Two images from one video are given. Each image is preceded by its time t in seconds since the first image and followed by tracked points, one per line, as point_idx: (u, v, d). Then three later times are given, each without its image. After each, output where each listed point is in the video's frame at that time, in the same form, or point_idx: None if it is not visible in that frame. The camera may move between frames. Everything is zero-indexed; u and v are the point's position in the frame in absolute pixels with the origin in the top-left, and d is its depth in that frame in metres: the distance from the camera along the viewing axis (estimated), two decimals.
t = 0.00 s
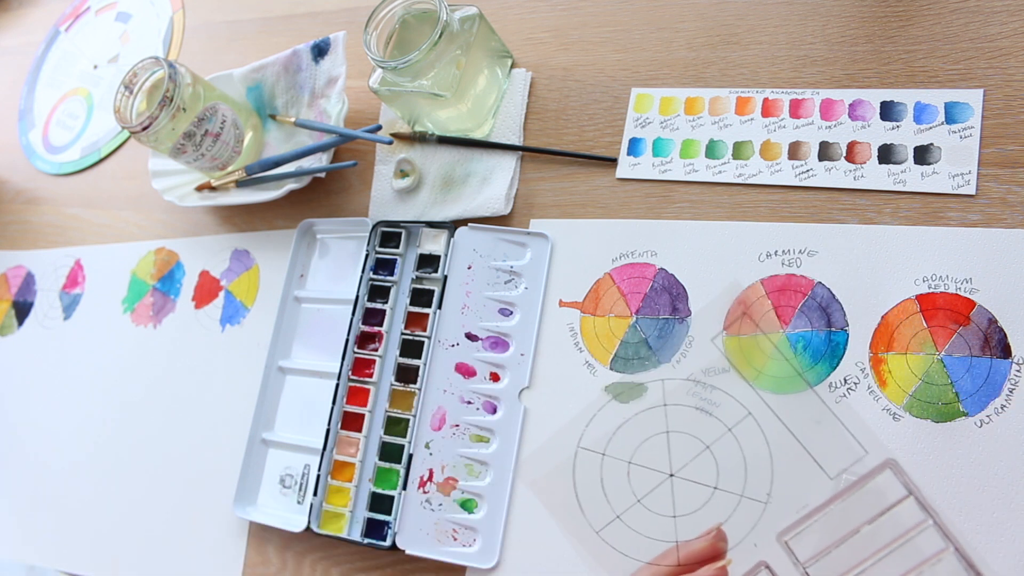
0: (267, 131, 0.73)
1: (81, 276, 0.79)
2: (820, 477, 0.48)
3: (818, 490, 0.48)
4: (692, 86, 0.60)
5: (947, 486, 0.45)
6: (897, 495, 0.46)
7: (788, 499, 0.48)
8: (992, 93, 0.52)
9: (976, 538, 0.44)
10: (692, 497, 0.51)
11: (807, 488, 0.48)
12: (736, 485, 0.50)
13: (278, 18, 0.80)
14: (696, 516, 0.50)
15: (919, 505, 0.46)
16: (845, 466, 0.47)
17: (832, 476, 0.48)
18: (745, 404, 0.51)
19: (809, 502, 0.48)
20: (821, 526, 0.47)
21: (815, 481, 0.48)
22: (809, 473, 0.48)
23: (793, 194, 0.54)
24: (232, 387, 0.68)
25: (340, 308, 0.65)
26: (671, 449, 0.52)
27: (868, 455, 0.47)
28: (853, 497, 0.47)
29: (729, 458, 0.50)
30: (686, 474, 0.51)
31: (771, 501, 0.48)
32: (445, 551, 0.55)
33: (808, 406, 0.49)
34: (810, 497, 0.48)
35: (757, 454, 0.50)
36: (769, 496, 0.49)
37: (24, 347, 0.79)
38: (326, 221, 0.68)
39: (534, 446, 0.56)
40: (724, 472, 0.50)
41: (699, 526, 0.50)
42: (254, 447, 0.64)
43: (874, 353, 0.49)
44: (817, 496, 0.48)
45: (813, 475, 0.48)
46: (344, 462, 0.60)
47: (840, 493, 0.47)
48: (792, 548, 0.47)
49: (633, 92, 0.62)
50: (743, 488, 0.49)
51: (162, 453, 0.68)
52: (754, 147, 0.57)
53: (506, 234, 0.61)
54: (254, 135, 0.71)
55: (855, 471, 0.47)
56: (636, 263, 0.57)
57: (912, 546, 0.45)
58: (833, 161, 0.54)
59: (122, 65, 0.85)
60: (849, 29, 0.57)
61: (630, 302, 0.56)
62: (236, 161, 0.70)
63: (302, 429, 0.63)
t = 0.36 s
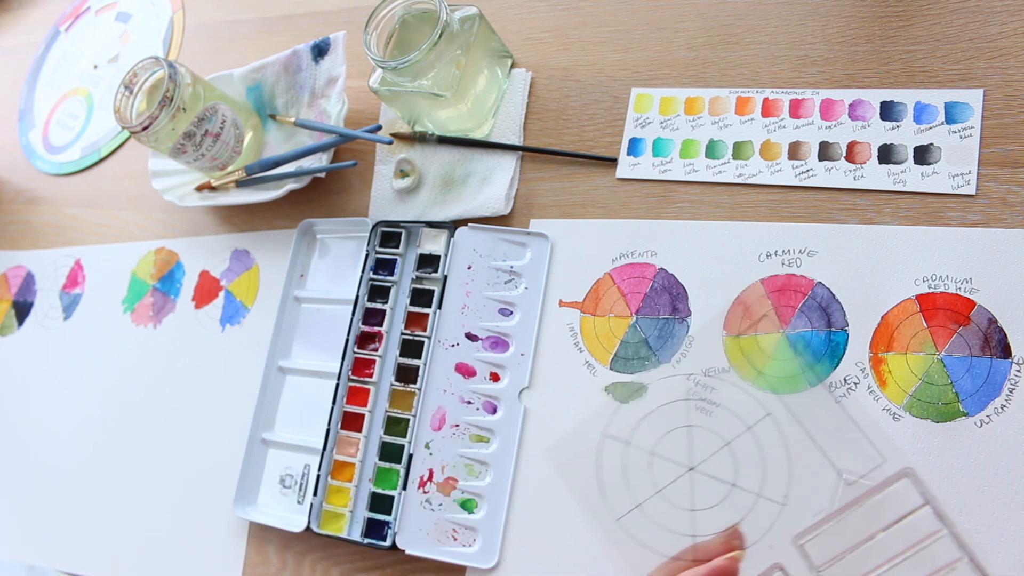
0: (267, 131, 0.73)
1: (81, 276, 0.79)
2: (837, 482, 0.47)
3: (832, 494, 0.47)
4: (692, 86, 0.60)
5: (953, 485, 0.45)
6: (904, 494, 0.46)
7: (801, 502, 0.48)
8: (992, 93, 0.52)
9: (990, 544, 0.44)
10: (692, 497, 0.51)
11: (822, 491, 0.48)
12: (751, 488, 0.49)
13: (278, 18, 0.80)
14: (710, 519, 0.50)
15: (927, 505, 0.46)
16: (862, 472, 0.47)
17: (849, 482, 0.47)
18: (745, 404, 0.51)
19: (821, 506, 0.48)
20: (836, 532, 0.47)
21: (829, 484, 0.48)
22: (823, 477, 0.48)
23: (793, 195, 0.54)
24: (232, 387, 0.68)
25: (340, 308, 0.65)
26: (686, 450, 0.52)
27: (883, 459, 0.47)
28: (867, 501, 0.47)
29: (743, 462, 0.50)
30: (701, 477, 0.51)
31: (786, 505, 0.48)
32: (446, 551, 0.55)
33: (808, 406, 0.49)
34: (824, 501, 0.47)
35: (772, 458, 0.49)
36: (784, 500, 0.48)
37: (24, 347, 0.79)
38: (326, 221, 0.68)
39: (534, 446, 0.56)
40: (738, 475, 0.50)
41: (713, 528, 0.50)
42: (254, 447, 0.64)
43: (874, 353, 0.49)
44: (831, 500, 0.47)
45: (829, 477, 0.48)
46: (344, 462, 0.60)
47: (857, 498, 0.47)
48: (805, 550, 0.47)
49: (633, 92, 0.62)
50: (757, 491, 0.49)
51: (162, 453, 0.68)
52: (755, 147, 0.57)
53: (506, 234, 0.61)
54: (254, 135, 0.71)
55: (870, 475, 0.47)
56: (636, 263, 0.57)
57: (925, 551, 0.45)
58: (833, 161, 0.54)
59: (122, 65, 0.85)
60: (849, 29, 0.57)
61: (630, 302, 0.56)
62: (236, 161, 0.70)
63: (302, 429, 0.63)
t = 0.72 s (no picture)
0: (267, 131, 0.73)
1: (81, 276, 0.79)
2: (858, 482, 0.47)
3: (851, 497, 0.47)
4: (692, 86, 0.60)
5: (962, 491, 0.45)
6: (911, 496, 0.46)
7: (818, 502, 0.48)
8: (992, 93, 0.52)
9: (1008, 557, 0.44)
10: (694, 497, 0.50)
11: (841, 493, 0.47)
12: (767, 488, 0.49)
13: (278, 18, 0.80)
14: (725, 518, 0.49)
15: (932, 508, 0.45)
16: (885, 475, 0.47)
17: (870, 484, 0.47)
18: (745, 404, 0.51)
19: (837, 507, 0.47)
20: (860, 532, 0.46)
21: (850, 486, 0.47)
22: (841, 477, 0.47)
23: (793, 194, 0.54)
24: (232, 387, 0.68)
25: (340, 308, 0.65)
26: (704, 449, 0.51)
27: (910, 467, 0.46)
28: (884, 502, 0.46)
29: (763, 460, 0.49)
30: (719, 475, 0.50)
31: (802, 507, 0.48)
32: (446, 551, 0.55)
33: (808, 407, 0.49)
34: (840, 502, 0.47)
35: (793, 458, 0.49)
36: (802, 501, 0.48)
37: (24, 348, 0.79)
38: (326, 221, 0.68)
39: (535, 446, 0.56)
40: (757, 475, 0.49)
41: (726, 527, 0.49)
42: (254, 446, 0.64)
43: (874, 353, 0.49)
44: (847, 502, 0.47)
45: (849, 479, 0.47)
46: (344, 462, 0.60)
47: (877, 502, 0.46)
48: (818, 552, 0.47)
49: (633, 92, 0.62)
50: (774, 491, 0.49)
51: (163, 453, 0.68)
52: (755, 147, 0.57)
53: (506, 234, 0.61)
54: (254, 135, 0.71)
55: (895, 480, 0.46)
56: (636, 263, 0.57)
57: (940, 561, 0.45)
58: (833, 161, 0.54)
59: (122, 65, 0.85)
60: (849, 29, 0.57)
61: (630, 301, 0.56)
62: (236, 161, 0.70)
63: (302, 429, 0.63)
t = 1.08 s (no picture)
0: (267, 131, 0.73)
1: (81, 276, 0.79)
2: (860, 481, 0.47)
3: (852, 497, 0.47)
4: (692, 86, 0.60)
5: (965, 493, 0.45)
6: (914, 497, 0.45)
7: (818, 502, 0.48)
8: (992, 93, 0.52)
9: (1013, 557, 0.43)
10: (694, 497, 0.50)
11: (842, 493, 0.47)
12: (767, 488, 0.49)
13: (278, 18, 0.80)
14: (725, 519, 0.49)
15: (938, 510, 0.45)
16: (885, 474, 0.47)
17: (871, 483, 0.47)
18: (746, 404, 0.51)
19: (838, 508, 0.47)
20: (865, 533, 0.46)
21: (851, 486, 0.47)
22: (841, 477, 0.47)
23: (793, 194, 0.54)
24: (232, 387, 0.68)
25: (340, 308, 0.65)
26: (705, 450, 0.51)
27: (911, 467, 0.46)
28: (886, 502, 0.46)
29: (762, 461, 0.49)
30: (719, 476, 0.50)
31: (803, 508, 0.48)
32: (446, 551, 0.55)
33: (808, 407, 0.49)
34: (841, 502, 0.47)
35: (792, 459, 0.49)
36: (803, 502, 0.48)
37: (24, 348, 0.79)
38: (326, 221, 0.68)
39: (535, 446, 0.56)
40: (756, 475, 0.49)
41: (727, 529, 0.49)
42: (254, 446, 0.64)
43: (874, 353, 0.49)
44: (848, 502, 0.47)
45: (849, 478, 0.47)
46: (344, 462, 0.60)
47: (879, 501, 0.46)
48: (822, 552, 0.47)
49: (633, 92, 0.62)
50: (774, 491, 0.49)
51: (163, 453, 0.68)
52: (754, 147, 0.57)
53: (506, 234, 0.61)
54: (254, 135, 0.71)
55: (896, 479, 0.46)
56: (636, 263, 0.57)
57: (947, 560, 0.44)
58: (833, 161, 0.54)
59: (122, 65, 0.85)
60: (849, 29, 0.57)
61: (630, 301, 0.56)
62: (236, 161, 0.70)
63: (302, 429, 0.63)
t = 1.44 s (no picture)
0: (267, 131, 0.73)
1: (81, 276, 0.79)
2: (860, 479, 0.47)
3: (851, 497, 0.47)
4: (691, 86, 0.60)
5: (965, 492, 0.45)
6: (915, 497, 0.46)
7: (817, 502, 0.48)
8: (992, 93, 0.52)
9: (1011, 555, 0.44)
10: (693, 496, 0.50)
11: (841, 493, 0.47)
12: (766, 488, 0.49)
13: (278, 19, 0.80)
14: (726, 518, 0.49)
15: (936, 509, 0.45)
16: (882, 472, 0.47)
17: (871, 482, 0.47)
18: (746, 404, 0.51)
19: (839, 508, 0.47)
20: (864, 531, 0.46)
21: (851, 485, 0.47)
22: (841, 476, 0.47)
23: (793, 194, 0.54)
24: (233, 387, 0.68)
25: (340, 308, 0.65)
26: (705, 449, 0.51)
27: (910, 467, 0.46)
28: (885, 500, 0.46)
29: (763, 460, 0.49)
30: (718, 476, 0.50)
31: (803, 508, 0.48)
32: (446, 551, 0.55)
33: (808, 407, 0.49)
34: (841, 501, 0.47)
35: (792, 459, 0.49)
36: (803, 502, 0.48)
37: (24, 348, 0.79)
38: (326, 221, 0.68)
39: (535, 446, 0.56)
40: (756, 475, 0.49)
41: (727, 529, 0.49)
42: (254, 446, 0.64)
43: (874, 353, 0.49)
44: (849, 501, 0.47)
45: (849, 477, 0.47)
46: (344, 462, 0.60)
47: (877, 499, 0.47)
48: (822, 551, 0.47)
49: (633, 92, 0.62)
50: (774, 490, 0.49)
51: (163, 453, 0.68)
52: (754, 147, 0.57)
53: (506, 234, 0.61)
54: (254, 135, 0.71)
55: (896, 479, 0.46)
56: (636, 263, 0.57)
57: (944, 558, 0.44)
58: (833, 161, 0.54)
59: (121, 65, 0.85)
60: (849, 29, 0.57)
61: (630, 301, 0.56)
62: (236, 161, 0.70)
63: (302, 429, 0.63)
